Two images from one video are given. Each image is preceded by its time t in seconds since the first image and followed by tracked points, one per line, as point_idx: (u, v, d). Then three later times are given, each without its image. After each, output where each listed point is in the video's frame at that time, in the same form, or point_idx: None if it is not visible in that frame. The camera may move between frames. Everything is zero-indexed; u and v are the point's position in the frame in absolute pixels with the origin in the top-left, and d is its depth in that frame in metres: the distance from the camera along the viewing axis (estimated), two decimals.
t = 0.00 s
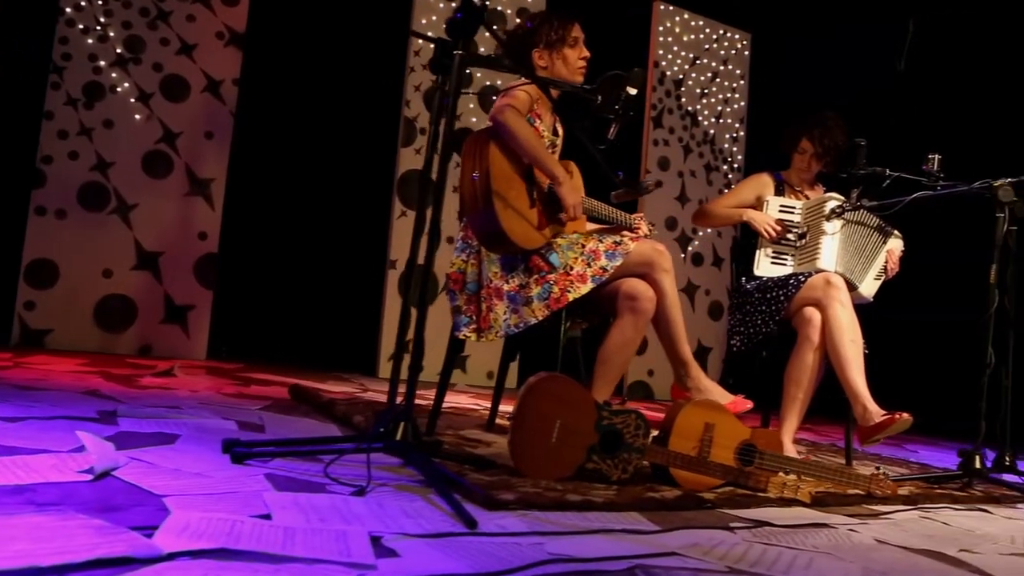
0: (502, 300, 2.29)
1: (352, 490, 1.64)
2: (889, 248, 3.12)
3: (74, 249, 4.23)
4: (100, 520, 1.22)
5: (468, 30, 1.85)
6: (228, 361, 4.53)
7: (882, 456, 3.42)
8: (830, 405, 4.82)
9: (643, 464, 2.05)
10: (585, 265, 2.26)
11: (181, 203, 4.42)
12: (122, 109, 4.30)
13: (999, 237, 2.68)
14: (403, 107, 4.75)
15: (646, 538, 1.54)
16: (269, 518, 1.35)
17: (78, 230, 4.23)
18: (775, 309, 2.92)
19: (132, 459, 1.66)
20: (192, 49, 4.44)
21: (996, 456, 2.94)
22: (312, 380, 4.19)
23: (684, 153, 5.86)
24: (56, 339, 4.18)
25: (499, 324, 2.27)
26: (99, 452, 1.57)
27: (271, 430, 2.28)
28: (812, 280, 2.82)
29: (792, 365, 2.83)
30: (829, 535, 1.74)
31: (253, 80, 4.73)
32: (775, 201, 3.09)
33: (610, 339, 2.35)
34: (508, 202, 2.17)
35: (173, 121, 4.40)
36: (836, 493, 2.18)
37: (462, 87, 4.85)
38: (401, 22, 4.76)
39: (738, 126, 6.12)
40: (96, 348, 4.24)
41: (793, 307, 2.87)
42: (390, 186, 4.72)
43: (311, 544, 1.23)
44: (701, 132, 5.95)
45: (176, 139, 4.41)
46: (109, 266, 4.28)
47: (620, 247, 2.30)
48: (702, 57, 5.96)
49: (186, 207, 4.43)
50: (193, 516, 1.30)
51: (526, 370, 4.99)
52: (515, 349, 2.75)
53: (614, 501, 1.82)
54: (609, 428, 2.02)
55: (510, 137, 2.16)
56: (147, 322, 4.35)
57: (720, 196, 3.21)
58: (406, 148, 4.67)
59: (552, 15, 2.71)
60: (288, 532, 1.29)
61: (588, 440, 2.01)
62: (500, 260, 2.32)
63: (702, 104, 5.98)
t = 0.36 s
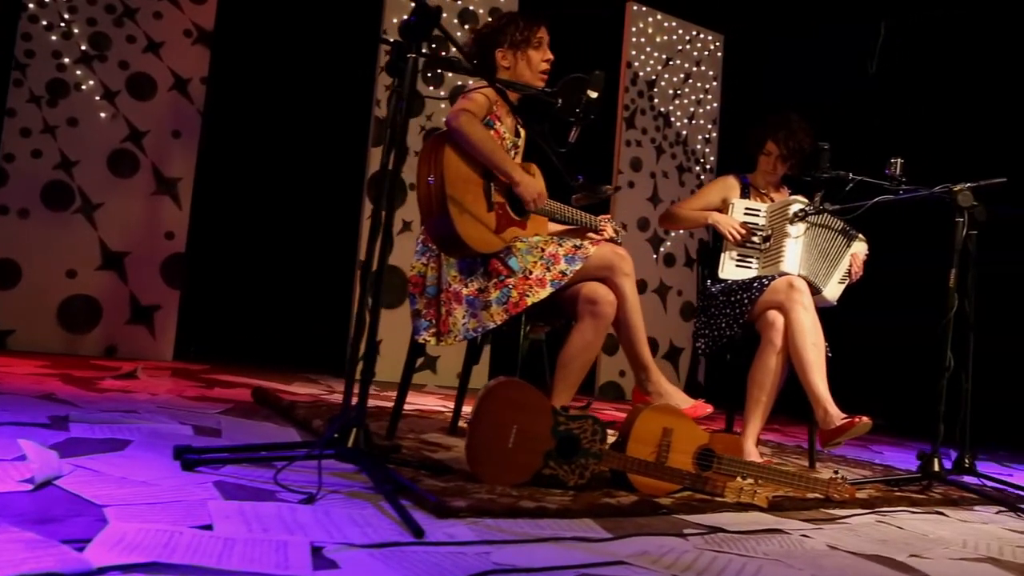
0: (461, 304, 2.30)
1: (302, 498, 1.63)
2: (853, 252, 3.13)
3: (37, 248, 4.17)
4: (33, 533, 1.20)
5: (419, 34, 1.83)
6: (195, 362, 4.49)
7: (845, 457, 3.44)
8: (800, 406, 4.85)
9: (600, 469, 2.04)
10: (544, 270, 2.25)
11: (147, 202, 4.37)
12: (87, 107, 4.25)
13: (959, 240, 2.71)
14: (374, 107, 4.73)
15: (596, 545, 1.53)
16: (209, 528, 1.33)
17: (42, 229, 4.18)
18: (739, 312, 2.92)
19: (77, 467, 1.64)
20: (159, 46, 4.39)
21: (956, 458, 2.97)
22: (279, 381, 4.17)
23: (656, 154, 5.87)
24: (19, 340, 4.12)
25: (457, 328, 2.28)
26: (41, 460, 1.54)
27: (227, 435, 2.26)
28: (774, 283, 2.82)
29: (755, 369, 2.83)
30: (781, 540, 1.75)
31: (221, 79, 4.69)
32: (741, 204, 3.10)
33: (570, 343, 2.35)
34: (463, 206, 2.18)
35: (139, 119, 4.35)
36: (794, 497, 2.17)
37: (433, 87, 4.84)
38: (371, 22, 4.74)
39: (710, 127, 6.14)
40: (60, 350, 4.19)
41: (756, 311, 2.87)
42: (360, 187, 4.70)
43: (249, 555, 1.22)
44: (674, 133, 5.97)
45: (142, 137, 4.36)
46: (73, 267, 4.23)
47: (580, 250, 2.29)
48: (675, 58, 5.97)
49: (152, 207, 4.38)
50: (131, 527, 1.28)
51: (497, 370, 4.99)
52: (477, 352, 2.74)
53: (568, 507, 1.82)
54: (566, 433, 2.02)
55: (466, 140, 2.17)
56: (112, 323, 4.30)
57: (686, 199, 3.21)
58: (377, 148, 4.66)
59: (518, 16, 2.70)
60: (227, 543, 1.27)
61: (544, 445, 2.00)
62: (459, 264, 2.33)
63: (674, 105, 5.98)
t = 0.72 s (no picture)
0: (420, 310, 2.29)
1: (251, 509, 1.61)
2: (817, 257, 3.14)
3: None
4: None
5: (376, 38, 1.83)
6: (161, 363, 4.45)
7: (809, 460, 3.46)
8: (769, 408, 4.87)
9: (557, 477, 2.03)
10: (504, 276, 2.25)
11: (112, 203, 4.32)
12: (50, 106, 4.18)
13: (919, 246, 2.71)
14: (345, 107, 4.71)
15: (545, 556, 1.53)
16: (148, 543, 1.31)
17: (4, 230, 4.12)
18: (704, 316, 2.91)
19: (20, 479, 1.61)
20: (125, 45, 4.34)
21: (917, 461, 2.99)
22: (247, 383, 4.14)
23: (629, 155, 5.88)
24: None
25: (417, 334, 2.27)
26: None
27: (182, 442, 2.23)
28: (738, 287, 2.83)
29: (719, 373, 2.83)
30: (734, 549, 1.74)
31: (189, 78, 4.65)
32: (707, 208, 3.05)
33: (531, 349, 2.33)
34: (422, 213, 2.17)
35: (105, 119, 4.30)
36: (753, 503, 2.17)
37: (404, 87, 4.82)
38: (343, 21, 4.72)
39: (683, 128, 6.14)
40: (24, 352, 4.13)
41: (720, 315, 2.88)
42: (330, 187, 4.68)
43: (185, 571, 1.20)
44: (646, 134, 5.97)
45: (107, 137, 4.31)
46: (36, 268, 4.18)
47: (540, 256, 2.29)
48: (648, 60, 5.97)
49: (118, 208, 4.34)
50: (65, 542, 1.25)
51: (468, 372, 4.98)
52: (439, 357, 2.72)
53: (522, 516, 1.81)
54: (523, 441, 2.01)
55: (423, 145, 2.16)
56: (76, 325, 4.25)
57: (652, 202, 3.21)
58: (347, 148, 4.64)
59: (485, 19, 2.66)
60: (164, 558, 1.25)
61: (501, 452, 1.99)
62: (417, 270, 2.31)
63: (647, 106, 5.99)
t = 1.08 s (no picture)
0: (379, 317, 2.27)
1: (197, 521, 1.58)
2: (783, 262, 3.11)
3: None
4: None
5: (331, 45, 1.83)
6: (127, 366, 4.41)
7: (774, 463, 3.47)
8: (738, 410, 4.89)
9: (513, 486, 2.02)
10: (464, 283, 2.26)
11: (77, 203, 4.27)
12: (13, 105, 4.12)
13: (880, 251, 2.72)
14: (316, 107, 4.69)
15: (493, 569, 1.51)
16: (84, 559, 1.29)
17: None
18: (668, 321, 2.90)
19: None
20: (90, 44, 4.28)
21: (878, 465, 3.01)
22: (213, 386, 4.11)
23: (602, 157, 5.88)
24: None
25: (375, 341, 2.26)
26: None
27: (136, 450, 2.20)
28: (701, 293, 2.83)
29: (682, 378, 2.83)
30: (686, 560, 1.74)
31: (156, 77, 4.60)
32: (673, 212, 3.04)
33: (490, 355, 2.32)
34: (380, 220, 2.16)
35: (69, 118, 4.24)
36: (711, 510, 2.18)
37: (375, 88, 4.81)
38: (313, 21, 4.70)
39: (655, 130, 6.16)
40: None
41: (683, 321, 2.87)
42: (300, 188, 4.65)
43: None
44: (619, 136, 5.97)
45: (72, 137, 4.25)
46: None
47: (500, 263, 2.29)
48: (621, 61, 5.97)
49: (83, 208, 4.29)
50: None
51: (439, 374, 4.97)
52: (401, 363, 2.70)
53: (475, 526, 1.79)
54: (479, 449, 1.99)
55: (381, 152, 2.16)
56: (39, 328, 4.20)
57: (620, 206, 3.19)
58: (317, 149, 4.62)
59: (449, 22, 2.63)
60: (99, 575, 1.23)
61: (457, 462, 1.97)
62: (376, 277, 2.31)
63: (620, 108, 5.99)
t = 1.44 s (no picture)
0: (337, 324, 2.25)
1: (143, 535, 1.56)
2: (748, 268, 3.06)
3: None
4: None
5: (283, 53, 1.84)
6: (91, 369, 4.36)
7: (740, 467, 3.48)
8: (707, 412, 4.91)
9: (468, 495, 2.00)
10: (423, 289, 2.23)
11: (41, 205, 4.22)
12: None
13: (842, 259, 2.73)
14: (286, 109, 4.66)
15: None
16: None
17: None
18: (632, 327, 2.90)
19: None
20: (54, 43, 4.23)
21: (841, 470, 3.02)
22: (180, 389, 4.07)
23: (574, 160, 5.88)
24: None
25: (333, 349, 2.23)
26: None
27: (88, 458, 2.17)
28: (666, 299, 2.81)
29: (646, 384, 2.83)
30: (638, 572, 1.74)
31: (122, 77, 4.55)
32: (637, 218, 3.04)
33: (450, 363, 2.32)
34: (336, 227, 2.15)
35: (32, 119, 4.19)
36: (669, 519, 2.17)
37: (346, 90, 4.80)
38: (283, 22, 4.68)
39: (629, 133, 6.16)
40: None
41: (647, 327, 2.87)
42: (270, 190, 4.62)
43: None
44: (592, 138, 5.97)
45: (35, 138, 4.20)
46: None
47: (459, 270, 2.27)
48: (594, 64, 5.97)
49: (46, 210, 4.23)
50: None
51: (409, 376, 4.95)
52: (362, 369, 2.68)
53: (428, 538, 1.78)
54: (434, 459, 1.98)
55: (336, 157, 2.15)
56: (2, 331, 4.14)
57: (585, 212, 3.20)
58: (287, 151, 4.60)
59: (412, 28, 2.62)
60: None
61: (412, 472, 1.96)
62: (334, 283, 2.29)
63: (593, 110, 5.99)
